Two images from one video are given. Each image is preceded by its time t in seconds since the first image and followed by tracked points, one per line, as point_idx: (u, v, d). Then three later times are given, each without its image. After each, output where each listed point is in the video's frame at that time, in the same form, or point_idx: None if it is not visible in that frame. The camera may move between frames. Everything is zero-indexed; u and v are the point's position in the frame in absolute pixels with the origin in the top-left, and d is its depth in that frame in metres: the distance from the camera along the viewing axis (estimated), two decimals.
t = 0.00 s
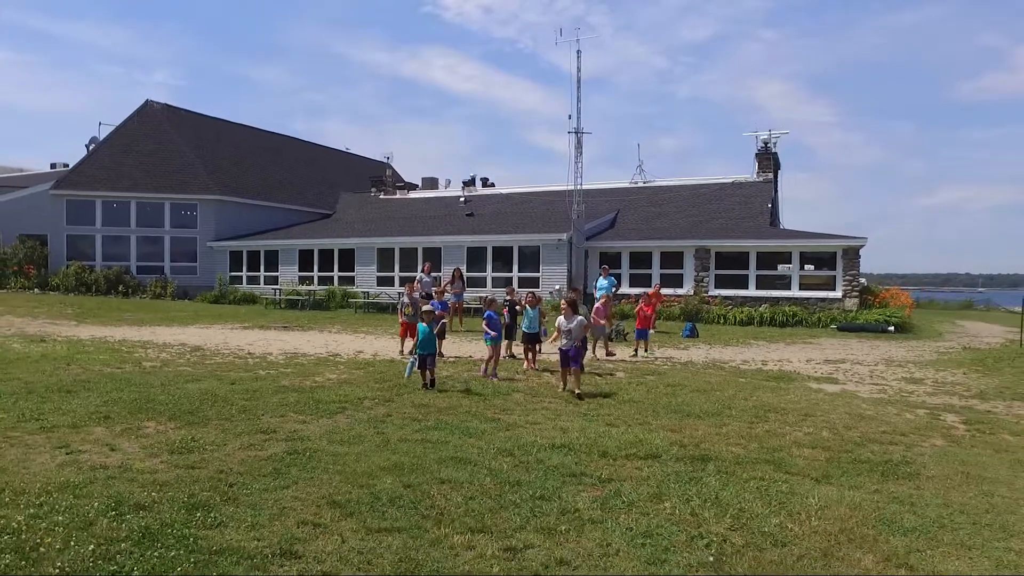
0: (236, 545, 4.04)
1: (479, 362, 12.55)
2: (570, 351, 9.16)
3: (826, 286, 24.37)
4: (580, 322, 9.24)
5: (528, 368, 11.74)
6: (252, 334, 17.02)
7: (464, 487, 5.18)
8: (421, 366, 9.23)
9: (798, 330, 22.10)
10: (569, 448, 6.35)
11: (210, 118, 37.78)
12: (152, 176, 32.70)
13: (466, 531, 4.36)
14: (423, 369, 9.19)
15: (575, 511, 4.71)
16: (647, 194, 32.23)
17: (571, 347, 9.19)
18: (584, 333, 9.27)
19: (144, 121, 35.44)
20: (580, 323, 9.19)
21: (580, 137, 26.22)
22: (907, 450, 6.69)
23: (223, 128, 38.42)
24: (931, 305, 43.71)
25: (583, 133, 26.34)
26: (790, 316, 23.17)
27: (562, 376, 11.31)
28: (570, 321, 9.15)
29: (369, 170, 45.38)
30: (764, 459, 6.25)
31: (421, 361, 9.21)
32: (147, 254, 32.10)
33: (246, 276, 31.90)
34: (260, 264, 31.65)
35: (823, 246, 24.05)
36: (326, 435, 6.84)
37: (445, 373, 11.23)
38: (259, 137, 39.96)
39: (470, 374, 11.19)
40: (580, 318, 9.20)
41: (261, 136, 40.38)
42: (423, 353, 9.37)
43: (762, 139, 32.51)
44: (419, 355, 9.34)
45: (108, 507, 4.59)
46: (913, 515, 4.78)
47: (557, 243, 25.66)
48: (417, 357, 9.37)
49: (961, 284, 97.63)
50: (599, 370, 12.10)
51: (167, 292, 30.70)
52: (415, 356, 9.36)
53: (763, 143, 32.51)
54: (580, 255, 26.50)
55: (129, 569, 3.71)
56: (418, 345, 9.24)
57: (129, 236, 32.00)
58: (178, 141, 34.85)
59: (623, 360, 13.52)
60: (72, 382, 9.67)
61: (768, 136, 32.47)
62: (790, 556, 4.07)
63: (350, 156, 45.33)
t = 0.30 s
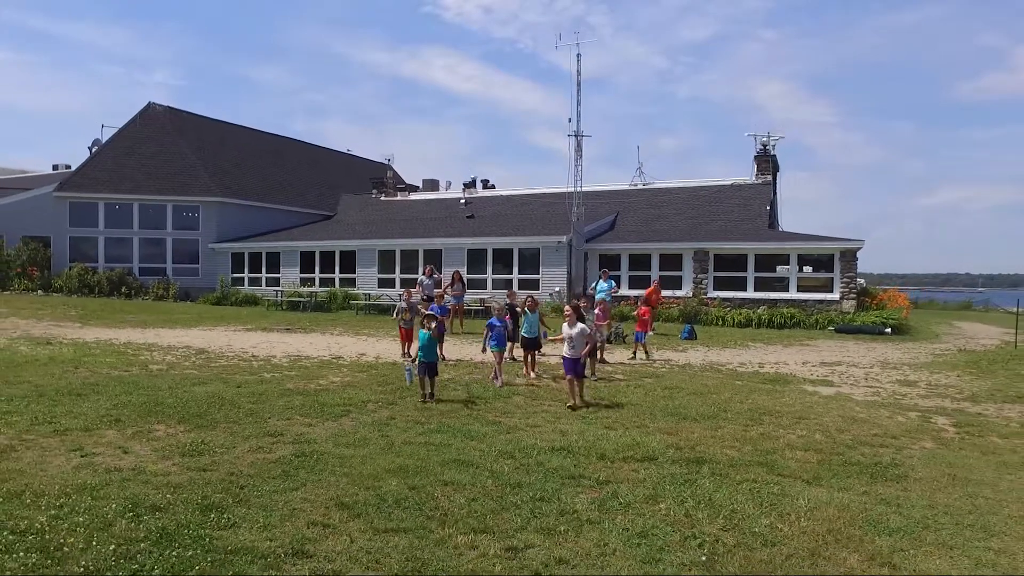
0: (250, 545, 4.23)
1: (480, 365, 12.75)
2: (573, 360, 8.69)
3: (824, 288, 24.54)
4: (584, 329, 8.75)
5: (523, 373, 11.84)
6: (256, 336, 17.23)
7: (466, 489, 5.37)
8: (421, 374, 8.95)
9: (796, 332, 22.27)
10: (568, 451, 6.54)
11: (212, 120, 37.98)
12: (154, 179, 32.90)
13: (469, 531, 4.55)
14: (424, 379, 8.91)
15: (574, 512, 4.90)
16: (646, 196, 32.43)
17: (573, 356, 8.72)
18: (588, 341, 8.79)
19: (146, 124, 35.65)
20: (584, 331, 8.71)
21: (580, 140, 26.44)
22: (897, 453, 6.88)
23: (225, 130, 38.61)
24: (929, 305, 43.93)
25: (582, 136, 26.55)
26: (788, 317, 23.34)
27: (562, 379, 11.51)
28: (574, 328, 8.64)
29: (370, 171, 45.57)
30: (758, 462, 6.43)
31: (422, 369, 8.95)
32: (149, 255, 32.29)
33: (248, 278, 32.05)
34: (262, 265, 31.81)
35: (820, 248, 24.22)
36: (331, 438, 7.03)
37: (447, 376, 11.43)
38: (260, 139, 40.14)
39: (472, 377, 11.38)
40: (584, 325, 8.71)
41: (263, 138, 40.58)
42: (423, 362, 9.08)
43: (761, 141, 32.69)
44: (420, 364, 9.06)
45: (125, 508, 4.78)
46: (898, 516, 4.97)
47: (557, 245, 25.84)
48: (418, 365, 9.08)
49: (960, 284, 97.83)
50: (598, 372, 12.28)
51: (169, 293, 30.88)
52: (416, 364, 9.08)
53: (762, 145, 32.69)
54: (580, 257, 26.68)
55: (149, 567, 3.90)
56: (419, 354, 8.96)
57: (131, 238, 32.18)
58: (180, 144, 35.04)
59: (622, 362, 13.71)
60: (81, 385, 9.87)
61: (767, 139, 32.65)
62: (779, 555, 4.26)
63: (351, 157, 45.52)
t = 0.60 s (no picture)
0: (256, 544, 4.32)
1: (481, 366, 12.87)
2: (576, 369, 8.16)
3: (823, 289, 24.64)
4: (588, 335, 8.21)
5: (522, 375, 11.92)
6: (258, 337, 17.34)
7: (468, 489, 5.45)
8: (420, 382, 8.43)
9: (795, 332, 22.36)
10: (568, 451, 6.64)
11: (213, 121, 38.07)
12: (155, 180, 32.97)
13: (471, 530, 4.63)
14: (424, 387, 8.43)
15: (574, 511, 4.99)
16: (646, 197, 32.53)
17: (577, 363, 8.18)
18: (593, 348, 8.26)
19: (148, 125, 35.76)
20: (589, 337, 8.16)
21: (580, 142, 26.53)
22: (893, 453, 6.98)
23: (226, 131, 38.70)
24: (929, 306, 44.03)
25: (582, 138, 26.64)
26: (788, 318, 23.42)
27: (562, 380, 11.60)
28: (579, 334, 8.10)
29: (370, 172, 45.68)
30: (755, 462, 6.53)
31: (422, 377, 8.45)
32: (150, 256, 32.40)
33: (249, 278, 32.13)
34: (263, 266, 31.90)
35: (820, 250, 24.32)
36: (335, 439, 7.11)
37: (448, 378, 11.55)
38: (261, 140, 40.22)
39: (473, 379, 11.50)
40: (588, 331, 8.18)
41: (263, 139, 40.66)
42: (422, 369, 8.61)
43: (760, 142, 32.77)
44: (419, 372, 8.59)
45: (133, 508, 4.87)
46: (893, 516, 5.07)
47: (557, 246, 25.94)
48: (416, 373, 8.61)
49: (962, 284, 98.09)
50: (598, 373, 12.40)
51: (171, 294, 30.97)
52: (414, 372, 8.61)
53: (762, 146, 32.78)
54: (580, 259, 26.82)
55: (159, 565, 3.99)
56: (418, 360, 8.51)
57: (133, 239, 32.27)
58: (181, 145, 35.13)
59: (622, 363, 13.82)
60: (86, 386, 9.95)
61: (767, 140, 32.74)
62: (775, 553, 4.35)
63: (352, 158, 45.64)
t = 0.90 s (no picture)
0: (269, 523, 4.56)
1: (482, 363, 13.10)
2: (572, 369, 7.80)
3: (821, 287, 24.86)
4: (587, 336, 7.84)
5: (521, 373, 12.15)
6: (262, 335, 17.59)
7: (469, 475, 5.69)
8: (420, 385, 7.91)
9: (792, 330, 22.58)
10: (566, 441, 6.87)
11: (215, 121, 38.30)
12: (158, 179, 33.21)
13: (472, 512, 4.87)
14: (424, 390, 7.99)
15: (571, 495, 5.23)
16: (645, 197, 32.76)
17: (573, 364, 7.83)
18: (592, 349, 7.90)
19: (151, 125, 36.00)
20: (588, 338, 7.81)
21: (580, 142, 26.74)
22: (881, 444, 7.22)
23: (228, 131, 38.92)
24: (927, 305, 44.23)
25: (582, 138, 26.84)
26: (785, 317, 23.64)
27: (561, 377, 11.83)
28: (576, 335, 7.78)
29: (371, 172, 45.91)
30: (746, 452, 6.76)
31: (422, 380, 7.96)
32: (153, 255, 32.64)
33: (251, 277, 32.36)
34: (265, 265, 32.12)
35: (817, 249, 24.54)
36: (339, 430, 7.34)
37: (449, 373, 11.79)
38: (263, 140, 40.45)
39: (473, 375, 11.75)
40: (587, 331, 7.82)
41: (265, 139, 40.88)
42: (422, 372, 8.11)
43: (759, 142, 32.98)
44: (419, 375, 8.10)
45: (150, 491, 5.11)
46: (875, 500, 5.30)
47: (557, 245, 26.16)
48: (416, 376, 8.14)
49: (962, 284, 98.30)
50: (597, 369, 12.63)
51: (173, 293, 31.20)
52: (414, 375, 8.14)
53: (761, 146, 32.99)
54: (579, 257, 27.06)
55: (178, 541, 4.22)
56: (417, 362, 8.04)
57: (136, 238, 32.51)
58: (184, 145, 35.36)
59: (620, 360, 14.05)
60: (96, 381, 10.19)
61: (766, 140, 32.95)
62: (761, 533, 4.59)
63: (353, 158, 45.87)
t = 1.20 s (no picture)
0: (285, 500, 4.92)
1: (482, 359, 13.46)
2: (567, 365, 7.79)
3: (816, 286, 25.21)
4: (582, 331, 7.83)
5: (519, 369, 12.50)
6: (267, 332, 17.96)
7: (471, 459, 6.05)
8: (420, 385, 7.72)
9: (787, 328, 22.94)
10: (562, 429, 7.22)
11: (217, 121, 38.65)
12: (161, 180, 33.55)
13: (473, 491, 5.23)
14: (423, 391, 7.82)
15: (566, 477, 5.59)
16: (643, 197, 33.11)
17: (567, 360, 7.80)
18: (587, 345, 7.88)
19: (154, 126, 36.37)
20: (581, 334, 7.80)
21: (579, 142, 27.08)
22: (862, 432, 7.57)
23: (230, 131, 39.27)
24: (925, 305, 44.57)
25: (581, 139, 27.18)
26: (781, 315, 23.98)
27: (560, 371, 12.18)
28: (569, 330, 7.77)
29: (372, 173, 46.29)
30: (734, 439, 7.12)
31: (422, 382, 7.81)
32: (157, 255, 32.98)
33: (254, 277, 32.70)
34: (268, 264, 32.45)
35: (812, 248, 24.88)
36: (344, 420, 7.68)
37: (449, 369, 12.14)
38: (264, 141, 40.81)
39: (474, 369, 12.11)
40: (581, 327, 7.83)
41: (267, 139, 41.24)
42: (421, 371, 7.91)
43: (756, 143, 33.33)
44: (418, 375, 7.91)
45: (173, 473, 5.49)
46: (851, 481, 5.66)
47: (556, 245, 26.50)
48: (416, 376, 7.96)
49: (962, 284, 98.79)
50: (594, 366, 13.00)
51: (177, 292, 31.53)
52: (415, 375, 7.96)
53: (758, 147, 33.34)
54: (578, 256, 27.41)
55: (203, 514, 4.57)
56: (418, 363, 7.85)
57: (139, 238, 32.85)
58: (186, 145, 35.70)
59: (616, 356, 14.42)
60: (108, 375, 10.55)
61: (762, 140, 33.30)
62: (742, 509, 4.94)
63: (354, 159, 46.26)
